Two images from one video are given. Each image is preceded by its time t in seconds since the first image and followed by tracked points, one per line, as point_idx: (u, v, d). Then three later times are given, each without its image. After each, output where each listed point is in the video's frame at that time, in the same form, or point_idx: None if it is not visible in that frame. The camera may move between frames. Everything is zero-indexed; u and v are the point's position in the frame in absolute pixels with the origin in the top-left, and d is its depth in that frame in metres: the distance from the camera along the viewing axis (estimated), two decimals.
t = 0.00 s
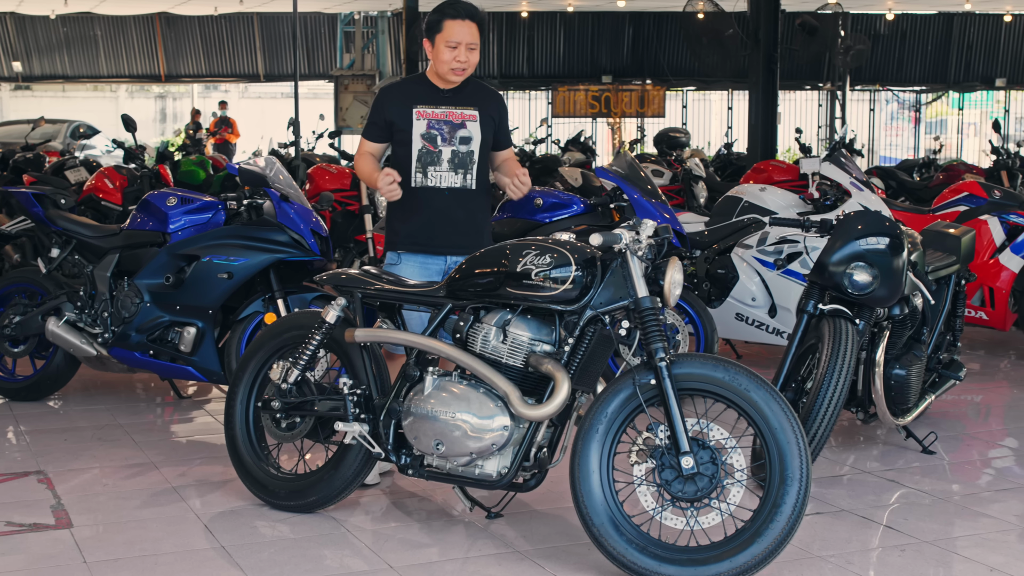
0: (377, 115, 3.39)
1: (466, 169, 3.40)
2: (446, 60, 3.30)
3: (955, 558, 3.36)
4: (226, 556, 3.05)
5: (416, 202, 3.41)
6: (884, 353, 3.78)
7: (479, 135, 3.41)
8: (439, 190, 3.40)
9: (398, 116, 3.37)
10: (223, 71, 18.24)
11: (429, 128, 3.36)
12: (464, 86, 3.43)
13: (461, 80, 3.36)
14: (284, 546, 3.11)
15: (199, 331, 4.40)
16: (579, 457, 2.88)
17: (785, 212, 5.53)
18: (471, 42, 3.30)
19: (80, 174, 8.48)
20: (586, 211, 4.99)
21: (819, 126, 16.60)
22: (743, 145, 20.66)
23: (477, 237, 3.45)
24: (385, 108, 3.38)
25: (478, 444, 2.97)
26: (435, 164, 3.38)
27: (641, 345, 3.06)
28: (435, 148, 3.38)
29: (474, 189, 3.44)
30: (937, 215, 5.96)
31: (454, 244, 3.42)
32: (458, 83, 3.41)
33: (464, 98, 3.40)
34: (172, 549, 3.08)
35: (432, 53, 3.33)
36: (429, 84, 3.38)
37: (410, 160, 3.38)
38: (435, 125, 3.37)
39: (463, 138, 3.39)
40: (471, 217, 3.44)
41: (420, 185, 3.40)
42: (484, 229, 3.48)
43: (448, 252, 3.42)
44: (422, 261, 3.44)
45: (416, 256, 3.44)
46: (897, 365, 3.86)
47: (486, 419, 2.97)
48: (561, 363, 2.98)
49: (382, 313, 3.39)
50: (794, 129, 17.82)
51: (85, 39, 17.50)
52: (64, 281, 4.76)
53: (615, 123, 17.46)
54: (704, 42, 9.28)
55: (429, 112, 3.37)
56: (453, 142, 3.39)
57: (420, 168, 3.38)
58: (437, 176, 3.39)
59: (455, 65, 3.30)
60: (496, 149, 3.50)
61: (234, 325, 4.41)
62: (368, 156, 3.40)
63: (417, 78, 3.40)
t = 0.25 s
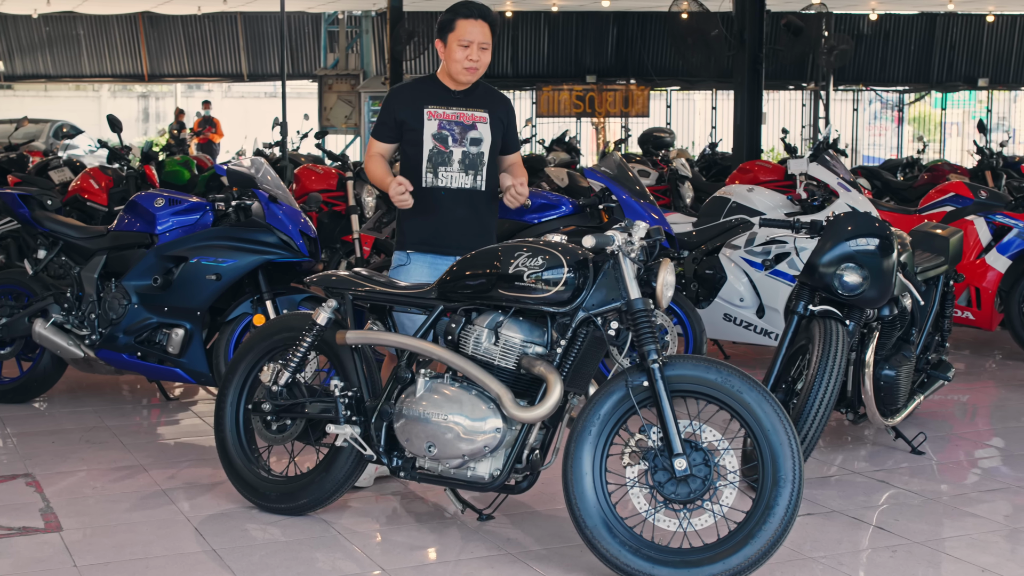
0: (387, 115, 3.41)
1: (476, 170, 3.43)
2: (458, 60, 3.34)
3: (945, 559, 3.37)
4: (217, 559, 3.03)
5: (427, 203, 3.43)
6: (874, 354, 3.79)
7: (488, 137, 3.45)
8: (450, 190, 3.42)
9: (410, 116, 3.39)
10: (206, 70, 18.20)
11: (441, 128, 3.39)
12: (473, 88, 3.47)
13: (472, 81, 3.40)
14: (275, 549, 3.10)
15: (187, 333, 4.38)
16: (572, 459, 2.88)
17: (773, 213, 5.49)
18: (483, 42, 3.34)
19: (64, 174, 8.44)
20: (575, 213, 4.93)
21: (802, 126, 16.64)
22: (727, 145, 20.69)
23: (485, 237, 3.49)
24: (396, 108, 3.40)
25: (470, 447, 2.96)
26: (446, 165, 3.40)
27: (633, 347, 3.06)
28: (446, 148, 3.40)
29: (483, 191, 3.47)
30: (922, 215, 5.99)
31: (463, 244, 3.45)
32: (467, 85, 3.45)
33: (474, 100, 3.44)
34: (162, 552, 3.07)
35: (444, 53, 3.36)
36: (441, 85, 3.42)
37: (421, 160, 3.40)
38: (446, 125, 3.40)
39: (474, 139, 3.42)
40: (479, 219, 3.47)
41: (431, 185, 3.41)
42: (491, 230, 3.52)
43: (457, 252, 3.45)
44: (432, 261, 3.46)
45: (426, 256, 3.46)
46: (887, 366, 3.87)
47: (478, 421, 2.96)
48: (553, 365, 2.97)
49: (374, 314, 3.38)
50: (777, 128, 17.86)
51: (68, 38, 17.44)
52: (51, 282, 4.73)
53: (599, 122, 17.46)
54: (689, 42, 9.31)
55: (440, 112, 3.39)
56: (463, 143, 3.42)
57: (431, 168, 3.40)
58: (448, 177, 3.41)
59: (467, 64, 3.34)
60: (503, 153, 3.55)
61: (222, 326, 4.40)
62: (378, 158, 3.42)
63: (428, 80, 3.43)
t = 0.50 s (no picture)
0: (389, 112, 3.40)
1: (476, 172, 3.47)
2: (462, 61, 3.35)
3: (936, 559, 3.38)
4: (209, 562, 3.03)
5: (429, 203, 3.44)
6: (864, 355, 3.80)
7: (488, 139, 3.49)
8: (450, 190, 3.44)
9: (413, 114, 3.39)
10: (189, 71, 18.15)
11: (444, 128, 3.41)
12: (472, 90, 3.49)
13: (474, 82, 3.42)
14: (268, 552, 3.10)
15: (176, 335, 4.37)
16: (566, 461, 2.88)
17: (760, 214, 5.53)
18: (487, 44, 3.35)
19: (48, 175, 8.41)
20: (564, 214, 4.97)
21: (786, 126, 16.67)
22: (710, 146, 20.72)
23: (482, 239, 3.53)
24: (398, 105, 3.40)
25: (463, 449, 2.96)
26: (447, 165, 3.43)
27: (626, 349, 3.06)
28: (447, 149, 3.43)
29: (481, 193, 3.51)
30: (909, 216, 6.00)
31: (463, 243, 3.47)
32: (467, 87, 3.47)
33: (475, 102, 3.47)
34: (154, 556, 3.06)
35: (448, 53, 3.37)
36: (443, 85, 3.43)
37: (423, 159, 3.41)
38: (449, 126, 3.42)
39: (474, 141, 3.46)
40: (477, 220, 3.50)
41: (431, 184, 3.43)
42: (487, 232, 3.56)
43: (456, 252, 3.48)
44: (433, 260, 3.48)
45: (426, 256, 3.48)
46: (877, 367, 3.88)
47: (472, 423, 2.96)
48: (546, 368, 2.97)
49: (365, 317, 3.37)
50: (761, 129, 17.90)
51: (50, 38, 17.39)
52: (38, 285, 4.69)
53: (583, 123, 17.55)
54: (675, 43, 9.33)
55: (443, 113, 3.42)
56: (465, 144, 3.45)
57: (432, 167, 3.42)
58: (448, 177, 3.44)
59: (471, 66, 3.35)
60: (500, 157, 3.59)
61: (211, 328, 4.39)
62: (376, 154, 3.39)
63: (429, 79, 3.44)
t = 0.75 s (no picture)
0: (382, 112, 3.38)
1: (467, 177, 3.48)
2: (459, 66, 3.34)
3: (928, 559, 3.39)
4: (204, 565, 3.02)
5: (420, 205, 3.45)
6: (856, 356, 3.81)
7: (479, 144, 3.50)
8: (441, 195, 3.46)
9: (405, 116, 3.39)
10: (173, 71, 18.10)
11: (437, 133, 3.42)
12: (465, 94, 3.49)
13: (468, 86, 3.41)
14: (263, 555, 3.09)
15: (167, 337, 4.36)
16: (562, 464, 2.88)
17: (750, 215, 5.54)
18: (484, 50, 3.34)
19: (33, 176, 8.37)
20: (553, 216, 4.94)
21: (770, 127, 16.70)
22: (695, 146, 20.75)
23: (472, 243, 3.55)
24: (391, 105, 3.39)
25: (459, 452, 2.96)
26: (439, 169, 3.44)
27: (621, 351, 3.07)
28: (440, 153, 3.44)
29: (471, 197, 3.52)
30: (898, 218, 6.02)
31: (452, 247, 3.49)
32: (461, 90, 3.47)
33: (469, 107, 3.47)
34: (149, 559, 3.05)
35: (445, 57, 3.36)
36: (438, 88, 3.43)
37: (415, 162, 3.42)
38: (443, 130, 3.43)
39: (467, 146, 3.47)
40: (467, 224, 3.52)
41: (423, 187, 3.44)
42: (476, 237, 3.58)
43: (445, 255, 3.50)
44: (424, 262, 3.50)
45: (415, 258, 3.49)
46: (868, 368, 3.89)
47: (468, 426, 2.96)
48: (542, 370, 2.98)
49: (359, 320, 3.37)
50: (745, 129, 17.94)
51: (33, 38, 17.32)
52: (27, 287, 4.67)
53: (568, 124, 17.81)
54: (661, 44, 9.34)
55: (437, 117, 3.42)
56: (457, 149, 3.46)
57: (424, 171, 3.43)
58: (439, 181, 3.45)
59: (468, 72, 3.35)
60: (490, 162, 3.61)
61: (202, 331, 4.38)
62: (365, 153, 3.37)
63: (424, 81, 3.43)
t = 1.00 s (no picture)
0: (366, 117, 3.37)
1: (450, 178, 3.43)
2: (438, 69, 3.31)
3: (922, 560, 3.41)
4: (201, 568, 3.02)
5: (401, 209, 3.42)
6: (848, 357, 3.83)
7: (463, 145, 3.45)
8: (421, 197, 3.41)
9: (387, 121, 3.37)
10: (157, 71, 18.04)
11: (418, 135, 3.38)
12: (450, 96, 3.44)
13: (450, 90, 3.38)
14: (260, 557, 3.09)
15: (159, 340, 4.35)
16: (560, 466, 2.89)
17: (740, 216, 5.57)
18: (463, 53, 3.31)
19: (18, 177, 8.34)
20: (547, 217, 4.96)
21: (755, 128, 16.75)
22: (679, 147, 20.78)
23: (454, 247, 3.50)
24: (374, 110, 3.37)
25: (456, 454, 2.97)
26: (419, 171, 3.40)
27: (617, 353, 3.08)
28: (421, 155, 3.40)
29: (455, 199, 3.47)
30: (887, 219, 6.00)
31: (430, 251, 3.45)
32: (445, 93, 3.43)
33: (452, 109, 3.42)
34: (146, 562, 3.05)
35: (424, 61, 3.33)
36: (419, 91, 3.40)
37: (396, 165, 3.39)
38: (424, 133, 3.39)
39: (449, 148, 3.42)
40: (449, 227, 3.47)
41: (404, 190, 3.40)
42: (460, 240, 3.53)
43: (425, 259, 3.46)
44: (400, 266, 3.48)
45: (394, 261, 3.47)
46: (861, 369, 3.91)
47: (465, 428, 2.97)
48: (539, 372, 2.99)
49: (355, 322, 3.37)
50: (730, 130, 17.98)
51: (16, 38, 17.23)
52: (18, 289, 4.65)
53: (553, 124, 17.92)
54: (647, 45, 9.37)
55: (418, 119, 3.38)
56: (439, 151, 3.41)
57: (405, 174, 3.39)
58: (421, 183, 3.40)
59: (446, 75, 3.31)
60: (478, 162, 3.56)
61: (194, 333, 4.38)
62: (353, 160, 3.38)
63: (408, 84, 3.41)
